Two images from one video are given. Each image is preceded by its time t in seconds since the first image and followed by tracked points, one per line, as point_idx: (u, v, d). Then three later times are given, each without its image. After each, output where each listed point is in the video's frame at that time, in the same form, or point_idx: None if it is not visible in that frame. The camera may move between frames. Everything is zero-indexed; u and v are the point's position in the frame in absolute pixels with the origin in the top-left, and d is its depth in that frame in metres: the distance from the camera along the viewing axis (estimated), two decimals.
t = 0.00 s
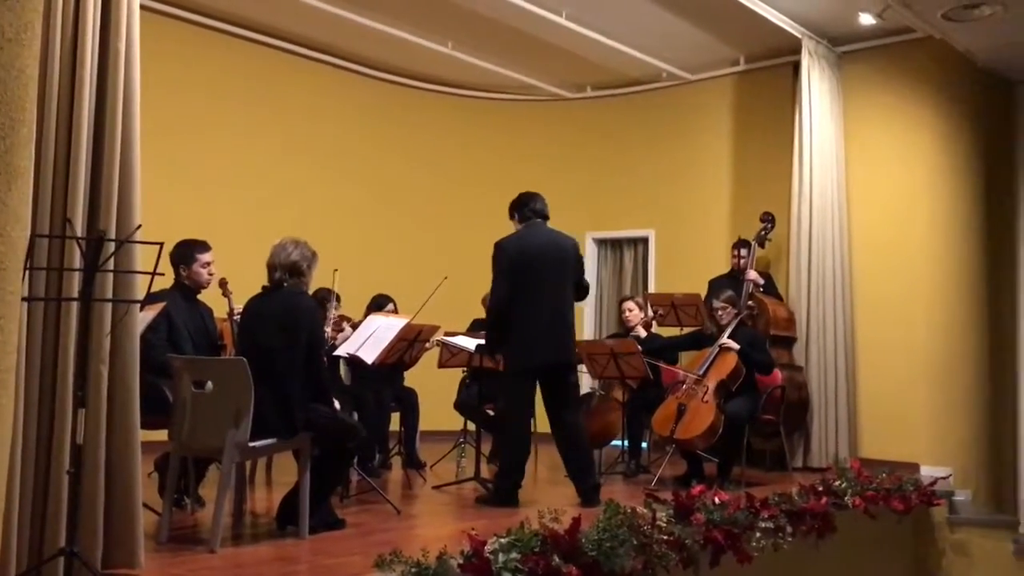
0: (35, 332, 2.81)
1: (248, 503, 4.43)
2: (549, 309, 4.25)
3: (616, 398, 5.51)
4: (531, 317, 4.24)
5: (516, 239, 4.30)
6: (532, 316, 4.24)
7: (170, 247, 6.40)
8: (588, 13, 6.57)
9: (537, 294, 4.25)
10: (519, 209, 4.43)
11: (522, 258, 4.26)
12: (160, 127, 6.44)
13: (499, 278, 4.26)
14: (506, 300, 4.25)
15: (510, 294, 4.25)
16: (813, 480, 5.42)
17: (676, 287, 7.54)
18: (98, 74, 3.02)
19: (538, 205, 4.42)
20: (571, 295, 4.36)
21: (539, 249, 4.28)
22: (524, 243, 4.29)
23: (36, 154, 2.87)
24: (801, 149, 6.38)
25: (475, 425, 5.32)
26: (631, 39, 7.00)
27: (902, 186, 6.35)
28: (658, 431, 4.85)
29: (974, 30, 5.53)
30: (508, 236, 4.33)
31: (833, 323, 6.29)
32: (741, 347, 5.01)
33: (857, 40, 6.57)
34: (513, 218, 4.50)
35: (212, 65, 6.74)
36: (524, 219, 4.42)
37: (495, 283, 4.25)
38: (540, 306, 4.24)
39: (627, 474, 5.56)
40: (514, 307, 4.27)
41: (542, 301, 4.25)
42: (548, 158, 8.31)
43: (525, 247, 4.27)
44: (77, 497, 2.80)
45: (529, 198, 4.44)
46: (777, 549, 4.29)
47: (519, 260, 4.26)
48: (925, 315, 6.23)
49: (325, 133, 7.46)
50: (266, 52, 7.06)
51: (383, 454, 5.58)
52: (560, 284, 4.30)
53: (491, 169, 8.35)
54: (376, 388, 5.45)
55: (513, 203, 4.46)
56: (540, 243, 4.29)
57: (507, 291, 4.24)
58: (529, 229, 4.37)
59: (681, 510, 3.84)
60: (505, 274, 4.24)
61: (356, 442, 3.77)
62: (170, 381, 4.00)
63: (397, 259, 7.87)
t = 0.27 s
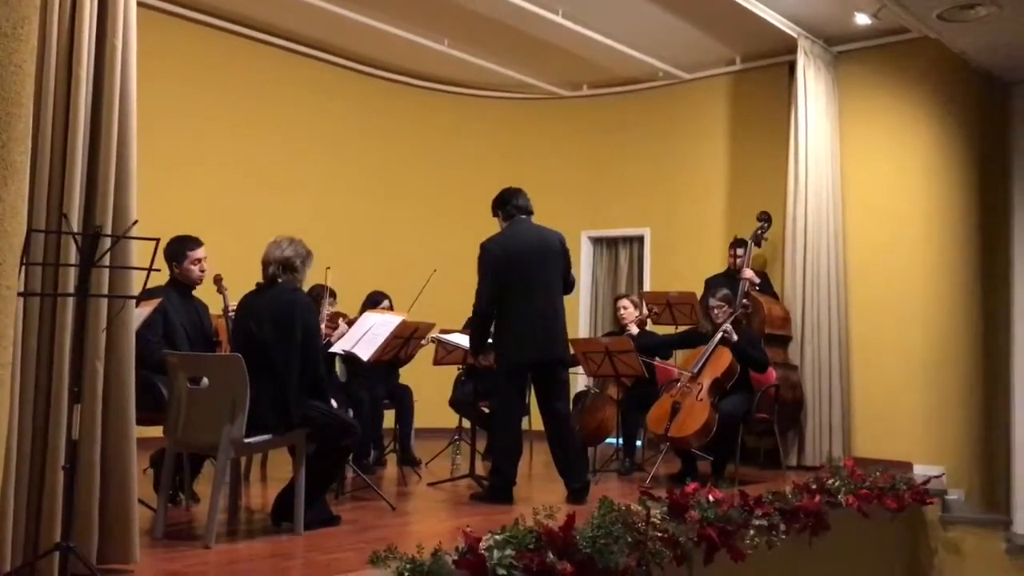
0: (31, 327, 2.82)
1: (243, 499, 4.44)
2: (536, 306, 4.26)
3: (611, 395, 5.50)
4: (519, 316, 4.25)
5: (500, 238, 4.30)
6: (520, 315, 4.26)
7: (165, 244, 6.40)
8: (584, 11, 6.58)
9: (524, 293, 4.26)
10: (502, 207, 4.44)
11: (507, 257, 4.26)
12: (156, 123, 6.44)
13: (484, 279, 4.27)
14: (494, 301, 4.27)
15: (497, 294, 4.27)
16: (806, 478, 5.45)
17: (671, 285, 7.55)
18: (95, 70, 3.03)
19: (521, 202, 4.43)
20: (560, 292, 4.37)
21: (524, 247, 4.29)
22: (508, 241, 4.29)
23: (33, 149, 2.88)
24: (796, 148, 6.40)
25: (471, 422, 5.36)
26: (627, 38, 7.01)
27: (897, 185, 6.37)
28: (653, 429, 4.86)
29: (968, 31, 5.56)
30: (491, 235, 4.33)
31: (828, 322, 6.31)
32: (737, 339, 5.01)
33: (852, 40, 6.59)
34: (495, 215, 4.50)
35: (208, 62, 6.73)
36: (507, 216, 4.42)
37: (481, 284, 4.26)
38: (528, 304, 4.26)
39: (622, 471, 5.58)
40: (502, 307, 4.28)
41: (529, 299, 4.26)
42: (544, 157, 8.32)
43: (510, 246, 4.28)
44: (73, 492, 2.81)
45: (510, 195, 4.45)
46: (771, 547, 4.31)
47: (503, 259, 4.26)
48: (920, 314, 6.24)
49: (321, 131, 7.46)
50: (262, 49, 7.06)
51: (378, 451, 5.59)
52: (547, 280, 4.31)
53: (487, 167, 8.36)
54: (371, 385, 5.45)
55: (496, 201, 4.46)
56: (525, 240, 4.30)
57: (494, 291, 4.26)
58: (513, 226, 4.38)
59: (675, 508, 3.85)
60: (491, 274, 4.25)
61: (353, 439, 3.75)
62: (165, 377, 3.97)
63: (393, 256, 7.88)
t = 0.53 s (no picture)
0: (30, 323, 2.82)
1: (242, 496, 4.44)
2: (542, 304, 4.26)
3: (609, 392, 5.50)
4: (524, 313, 4.25)
5: (507, 236, 4.31)
6: (525, 313, 4.26)
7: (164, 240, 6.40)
8: (584, 9, 6.58)
9: (531, 290, 4.26)
10: (510, 203, 4.43)
11: (513, 255, 4.26)
12: (155, 119, 6.43)
13: (491, 277, 4.26)
14: (500, 298, 4.27)
15: (504, 291, 4.26)
16: (805, 475, 5.45)
17: (670, 282, 7.56)
18: (94, 66, 3.02)
19: (529, 198, 4.42)
20: (565, 289, 4.37)
21: (531, 244, 4.29)
22: (515, 239, 4.29)
23: (32, 145, 2.88)
24: (795, 146, 6.40)
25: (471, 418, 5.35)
26: (626, 35, 7.01)
27: (896, 183, 6.37)
28: (652, 426, 4.86)
29: (967, 29, 5.56)
30: (499, 233, 4.34)
31: (826, 319, 6.31)
32: (737, 334, 5.04)
33: (852, 37, 6.59)
34: (501, 211, 4.50)
35: (207, 58, 6.73)
36: (514, 213, 4.42)
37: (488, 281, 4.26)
38: (533, 301, 4.26)
39: (620, 468, 5.59)
40: (509, 305, 4.28)
41: (535, 297, 4.26)
42: (544, 154, 8.32)
43: (517, 243, 4.28)
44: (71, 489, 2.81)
45: (518, 192, 4.44)
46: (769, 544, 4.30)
47: (510, 256, 4.26)
48: (918, 312, 6.25)
49: (320, 128, 7.46)
50: (262, 45, 7.06)
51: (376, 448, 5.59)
52: (552, 278, 4.31)
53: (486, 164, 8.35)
54: (370, 381, 5.45)
55: (503, 196, 4.46)
56: (531, 238, 4.30)
57: (501, 289, 4.26)
58: (519, 224, 4.38)
59: (674, 505, 3.87)
60: (498, 272, 4.25)
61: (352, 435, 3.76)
62: (163, 372, 3.97)
63: (391, 253, 7.88)
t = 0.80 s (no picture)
0: (29, 320, 2.81)
1: (242, 492, 4.44)
2: (550, 301, 4.26)
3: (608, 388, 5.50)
4: (536, 309, 4.25)
5: (518, 232, 4.32)
6: (537, 309, 4.25)
7: (163, 236, 6.40)
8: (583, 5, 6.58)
9: (539, 287, 4.26)
10: (520, 200, 4.44)
11: (525, 251, 4.27)
12: (154, 116, 6.43)
13: (501, 272, 4.26)
14: (512, 294, 4.26)
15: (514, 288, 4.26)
16: (804, 471, 5.46)
17: (669, 279, 7.55)
18: (92, 62, 3.02)
19: (539, 195, 4.44)
20: (573, 287, 4.38)
21: (542, 242, 4.30)
22: (525, 236, 4.31)
23: (30, 142, 2.88)
24: (795, 142, 6.39)
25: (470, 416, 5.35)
26: (625, 31, 7.01)
27: (896, 179, 6.37)
28: (651, 422, 4.86)
29: (967, 25, 5.55)
30: (509, 229, 4.34)
31: (826, 316, 6.31)
32: (737, 330, 5.11)
33: (851, 33, 6.59)
34: (512, 207, 4.51)
35: (206, 55, 6.72)
36: (523, 211, 4.44)
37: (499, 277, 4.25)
38: (543, 297, 4.26)
39: (620, 465, 5.59)
40: (520, 301, 4.27)
41: (543, 294, 4.26)
42: (543, 150, 8.31)
43: (528, 240, 4.29)
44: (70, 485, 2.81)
45: (529, 188, 4.45)
46: (768, 540, 4.30)
47: (522, 253, 4.27)
48: (918, 308, 6.25)
49: (320, 124, 7.46)
50: (261, 42, 7.05)
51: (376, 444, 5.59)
52: (562, 276, 4.32)
53: (485, 160, 8.35)
54: (370, 378, 5.45)
55: (514, 192, 4.47)
56: (542, 235, 4.32)
57: (513, 284, 4.25)
58: (530, 221, 4.40)
59: (673, 501, 3.86)
60: (509, 268, 4.25)
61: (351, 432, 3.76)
62: (162, 369, 3.97)
63: (391, 249, 7.88)
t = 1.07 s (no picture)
0: (28, 317, 2.82)
1: (241, 490, 4.45)
2: (548, 298, 4.27)
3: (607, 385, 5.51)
4: (535, 306, 4.25)
5: (518, 229, 4.33)
6: (536, 306, 4.25)
7: (162, 234, 6.40)
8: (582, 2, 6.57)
9: (537, 284, 4.27)
10: (521, 196, 4.45)
11: (525, 248, 4.28)
12: (153, 113, 6.43)
13: (500, 269, 4.26)
14: (512, 291, 4.26)
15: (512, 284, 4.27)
16: (803, 468, 5.46)
17: (668, 276, 7.56)
18: (91, 61, 3.02)
19: (540, 193, 4.44)
20: (572, 284, 4.39)
21: (541, 239, 4.31)
22: (525, 233, 4.32)
23: (29, 139, 2.88)
24: (793, 139, 6.40)
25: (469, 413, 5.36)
26: (624, 28, 7.01)
27: (894, 176, 6.37)
28: (650, 420, 4.87)
29: (966, 22, 5.55)
30: (509, 226, 4.35)
31: (824, 313, 6.32)
32: (736, 328, 5.14)
33: (850, 30, 6.59)
34: (513, 203, 4.52)
35: (205, 52, 6.72)
36: (524, 207, 4.45)
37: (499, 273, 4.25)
38: (542, 294, 4.26)
39: (619, 462, 5.60)
40: (519, 298, 4.28)
41: (541, 290, 4.27)
42: (542, 147, 8.32)
43: (527, 237, 4.30)
44: (70, 482, 2.81)
45: (531, 185, 4.46)
46: (767, 537, 4.31)
47: (522, 249, 4.28)
48: (916, 307, 6.26)
49: (318, 121, 7.46)
50: (259, 39, 7.04)
51: (375, 441, 5.60)
52: (562, 273, 4.33)
53: (484, 157, 8.35)
54: (369, 375, 5.45)
55: (515, 190, 4.47)
56: (542, 232, 4.32)
57: (512, 281, 4.26)
58: (530, 218, 4.40)
59: (672, 497, 3.85)
60: (509, 265, 4.25)
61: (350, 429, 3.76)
62: (161, 366, 3.98)
63: (389, 247, 7.88)
